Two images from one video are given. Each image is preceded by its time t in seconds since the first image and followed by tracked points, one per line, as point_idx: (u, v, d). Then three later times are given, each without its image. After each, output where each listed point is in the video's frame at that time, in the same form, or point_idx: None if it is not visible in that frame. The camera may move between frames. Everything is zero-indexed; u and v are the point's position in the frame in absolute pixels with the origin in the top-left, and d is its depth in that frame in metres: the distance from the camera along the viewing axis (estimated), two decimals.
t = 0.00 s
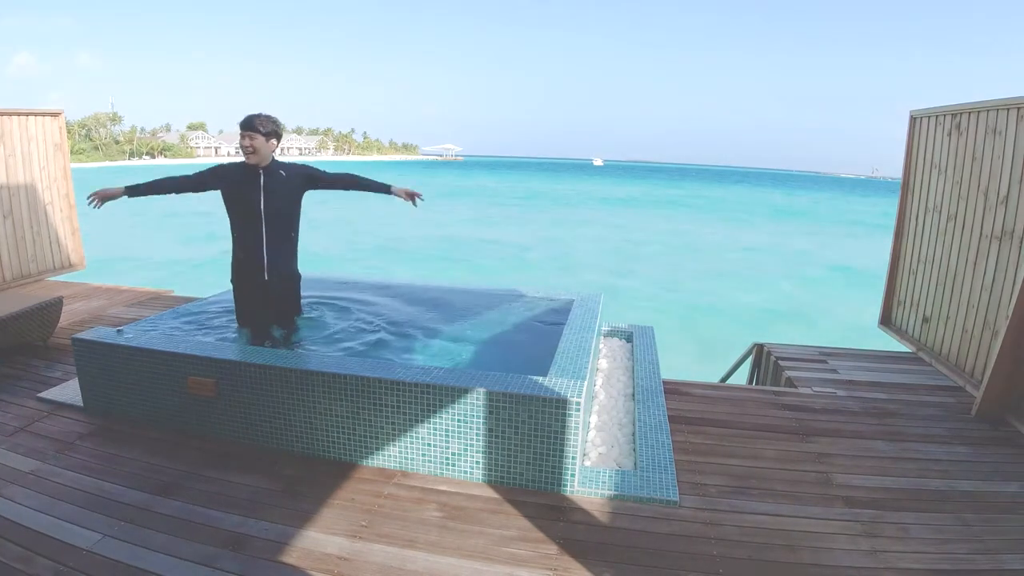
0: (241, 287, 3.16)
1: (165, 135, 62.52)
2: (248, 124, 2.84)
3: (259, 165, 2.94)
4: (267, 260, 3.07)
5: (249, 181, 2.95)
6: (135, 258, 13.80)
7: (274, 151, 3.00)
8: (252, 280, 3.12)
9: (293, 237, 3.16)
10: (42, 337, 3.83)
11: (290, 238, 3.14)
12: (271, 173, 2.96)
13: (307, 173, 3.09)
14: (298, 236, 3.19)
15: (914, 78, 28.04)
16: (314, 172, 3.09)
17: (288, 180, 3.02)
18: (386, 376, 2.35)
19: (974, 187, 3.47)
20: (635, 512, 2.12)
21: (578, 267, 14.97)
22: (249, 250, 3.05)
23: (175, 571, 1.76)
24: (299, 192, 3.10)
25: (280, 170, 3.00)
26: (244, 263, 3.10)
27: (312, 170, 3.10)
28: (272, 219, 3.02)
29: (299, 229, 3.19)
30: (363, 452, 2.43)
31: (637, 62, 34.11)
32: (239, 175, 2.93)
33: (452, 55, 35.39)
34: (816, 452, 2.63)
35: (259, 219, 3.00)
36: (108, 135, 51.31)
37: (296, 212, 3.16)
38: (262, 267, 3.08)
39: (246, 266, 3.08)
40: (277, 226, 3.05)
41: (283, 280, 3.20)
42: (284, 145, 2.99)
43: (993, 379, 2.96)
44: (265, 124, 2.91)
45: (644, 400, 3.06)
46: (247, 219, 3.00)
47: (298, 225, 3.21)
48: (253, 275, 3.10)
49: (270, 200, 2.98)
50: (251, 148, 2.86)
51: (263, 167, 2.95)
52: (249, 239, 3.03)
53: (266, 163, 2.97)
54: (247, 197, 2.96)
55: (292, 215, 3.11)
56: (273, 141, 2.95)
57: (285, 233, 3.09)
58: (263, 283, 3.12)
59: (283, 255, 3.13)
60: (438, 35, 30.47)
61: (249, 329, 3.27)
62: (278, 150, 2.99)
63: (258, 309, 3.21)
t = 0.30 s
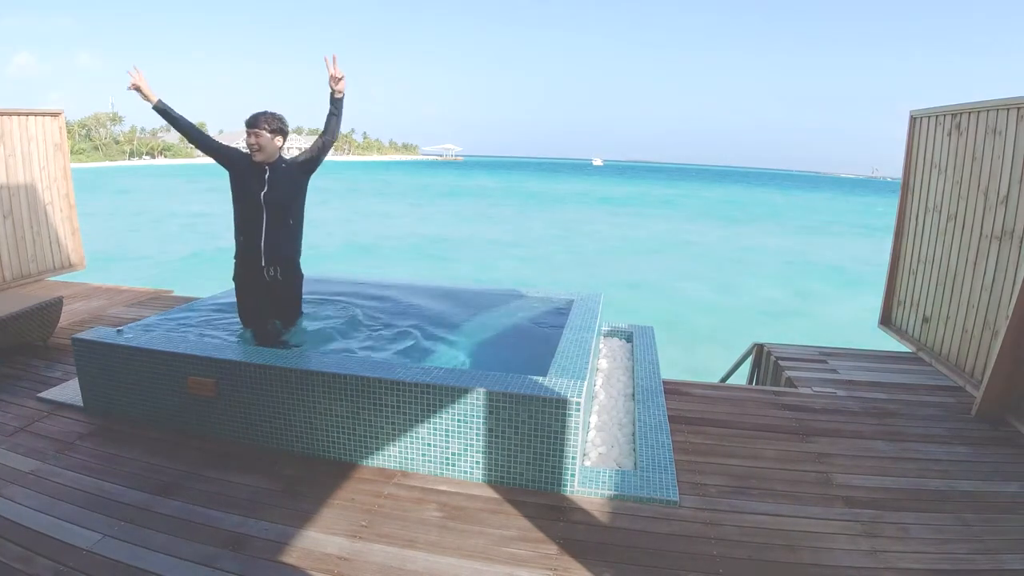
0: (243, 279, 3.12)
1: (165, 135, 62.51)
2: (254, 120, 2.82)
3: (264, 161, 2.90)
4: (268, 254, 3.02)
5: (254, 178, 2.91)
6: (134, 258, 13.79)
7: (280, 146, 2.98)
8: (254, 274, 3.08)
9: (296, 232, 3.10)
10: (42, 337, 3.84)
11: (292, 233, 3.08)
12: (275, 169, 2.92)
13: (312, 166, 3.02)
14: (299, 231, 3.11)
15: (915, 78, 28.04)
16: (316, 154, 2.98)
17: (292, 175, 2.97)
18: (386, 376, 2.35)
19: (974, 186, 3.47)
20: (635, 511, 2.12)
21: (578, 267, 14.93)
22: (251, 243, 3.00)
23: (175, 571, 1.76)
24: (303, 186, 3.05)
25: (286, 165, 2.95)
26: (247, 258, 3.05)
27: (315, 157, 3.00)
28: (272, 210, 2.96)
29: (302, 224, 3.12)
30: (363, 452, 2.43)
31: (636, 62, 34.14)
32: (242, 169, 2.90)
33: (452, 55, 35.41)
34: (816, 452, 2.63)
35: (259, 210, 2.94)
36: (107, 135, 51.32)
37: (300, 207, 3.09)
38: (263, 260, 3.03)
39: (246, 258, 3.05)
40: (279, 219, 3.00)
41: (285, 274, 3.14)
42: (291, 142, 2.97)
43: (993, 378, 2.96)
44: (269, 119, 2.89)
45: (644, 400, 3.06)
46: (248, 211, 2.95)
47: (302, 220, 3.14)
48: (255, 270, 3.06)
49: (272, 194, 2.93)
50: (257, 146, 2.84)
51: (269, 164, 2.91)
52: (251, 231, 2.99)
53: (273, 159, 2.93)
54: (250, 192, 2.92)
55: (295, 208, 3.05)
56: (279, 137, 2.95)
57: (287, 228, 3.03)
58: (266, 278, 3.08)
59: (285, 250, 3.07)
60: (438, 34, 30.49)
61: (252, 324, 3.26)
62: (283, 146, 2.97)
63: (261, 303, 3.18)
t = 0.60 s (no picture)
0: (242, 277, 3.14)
1: (164, 135, 62.45)
2: (255, 121, 2.83)
3: (265, 162, 2.91)
4: (267, 255, 3.02)
5: (254, 178, 2.91)
6: (134, 258, 13.77)
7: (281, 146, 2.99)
8: (253, 275, 3.09)
9: (295, 233, 3.08)
10: (42, 337, 3.84)
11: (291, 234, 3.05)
12: (275, 171, 2.92)
13: (311, 166, 2.99)
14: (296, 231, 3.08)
15: (914, 78, 28.05)
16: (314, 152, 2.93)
17: (292, 176, 2.96)
18: (386, 376, 2.35)
19: (974, 186, 3.47)
20: (635, 512, 2.12)
21: (579, 267, 14.92)
22: (250, 242, 3.01)
23: (175, 571, 1.76)
24: (304, 187, 3.03)
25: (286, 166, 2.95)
26: (248, 259, 3.06)
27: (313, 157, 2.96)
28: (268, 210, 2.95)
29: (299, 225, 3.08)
30: (363, 452, 2.43)
31: (636, 62, 34.15)
32: (239, 169, 2.91)
33: (452, 55, 35.41)
34: (816, 452, 2.63)
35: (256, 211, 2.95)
36: (107, 135, 51.28)
37: (300, 209, 3.08)
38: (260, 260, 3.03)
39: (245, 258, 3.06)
40: (278, 218, 2.99)
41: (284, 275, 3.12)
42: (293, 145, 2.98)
43: (993, 378, 2.96)
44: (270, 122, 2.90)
45: (644, 400, 3.06)
46: (247, 210, 2.96)
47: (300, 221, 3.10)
48: (254, 270, 3.07)
49: (270, 196, 2.92)
50: (258, 147, 2.85)
51: (270, 164, 2.92)
52: (250, 231, 2.99)
53: (272, 161, 2.93)
54: (250, 193, 2.93)
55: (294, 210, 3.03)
56: (280, 139, 2.96)
57: (286, 230, 3.02)
58: (264, 279, 3.08)
59: (282, 251, 3.05)
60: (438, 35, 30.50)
61: (252, 324, 3.26)
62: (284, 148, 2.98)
63: (261, 302, 3.18)
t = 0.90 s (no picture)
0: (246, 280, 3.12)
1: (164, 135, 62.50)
2: (251, 124, 2.83)
3: (264, 164, 2.92)
4: (272, 256, 3.01)
5: (255, 181, 2.92)
6: (133, 258, 13.79)
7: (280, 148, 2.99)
8: (258, 277, 3.07)
9: (300, 234, 3.05)
10: (42, 337, 3.84)
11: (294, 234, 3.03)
12: (275, 172, 2.93)
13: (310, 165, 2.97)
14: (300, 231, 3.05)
15: (914, 78, 28.10)
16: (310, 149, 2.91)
17: (293, 175, 2.95)
18: (386, 376, 2.35)
19: (974, 186, 3.47)
20: (635, 511, 2.12)
21: (578, 266, 14.95)
22: (252, 245, 3.01)
23: (175, 570, 1.76)
24: (305, 186, 3.01)
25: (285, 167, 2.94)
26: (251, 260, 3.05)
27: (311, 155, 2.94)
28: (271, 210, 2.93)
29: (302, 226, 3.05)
30: (363, 452, 2.44)
31: (636, 62, 34.20)
32: (239, 173, 2.92)
33: (451, 55, 35.45)
34: (816, 452, 2.63)
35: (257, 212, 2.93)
36: (107, 135, 51.33)
37: (303, 210, 3.06)
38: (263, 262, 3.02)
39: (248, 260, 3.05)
40: (281, 218, 2.97)
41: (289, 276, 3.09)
42: (292, 146, 2.97)
43: (993, 379, 2.96)
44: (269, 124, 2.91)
45: (644, 400, 3.06)
46: (250, 212, 2.95)
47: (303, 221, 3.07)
48: (258, 273, 3.05)
49: (272, 198, 2.92)
50: (256, 150, 2.85)
51: (269, 166, 2.93)
52: (255, 234, 2.99)
53: (271, 162, 2.94)
54: (250, 196, 2.92)
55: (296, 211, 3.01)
56: (278, 139, 2.96)
57: (288, 228, 3.00)
58: (268, 281, 3.07)
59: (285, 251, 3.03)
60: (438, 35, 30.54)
61: (254, 325, 3.24)
62: (282, 149, 2.98)
63: (262, 303, 3.15)
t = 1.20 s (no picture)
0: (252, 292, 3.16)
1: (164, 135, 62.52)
2: (250, 143, 2.82)
3: (265, 182, 2.91)
4: (275, 269, 3.05)
5: (255, 199, 2.91)
6: (133, 258, 13.81)
7: (280, 164, 2.97)
8: (263, 291, 3.10)
9: (301, 250, 3.05)
10: (42, 337, 3.84)
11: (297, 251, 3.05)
12: (275, 191, 2.91)
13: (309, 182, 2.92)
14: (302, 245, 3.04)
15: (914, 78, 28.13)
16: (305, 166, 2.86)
17: (292, 193, 2.92)
18: (386, 376, 2.35)
19: (974, 186, 3.47)
20: (634, 512, 2.12)
21: (578, 267, 14.95)
22: (256, 260, 3.04)
23: (174, 571, 1.76)
24: (306, 201, 2.97)
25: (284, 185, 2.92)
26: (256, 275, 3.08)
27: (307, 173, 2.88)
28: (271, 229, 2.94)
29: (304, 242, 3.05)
30: (363, 452, 2.43)
31: (636, 62, 34.23)
32: (240, 192, 2.92)
33: (452, 55, 35.43)
34: (816, 452, 2.63)
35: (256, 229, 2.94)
36: (107, 135, 51.34)
37: (305, 225, 3.04)
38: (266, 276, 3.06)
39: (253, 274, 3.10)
40: (282, 235, 2.97)
41: (292, 289, 3.12)
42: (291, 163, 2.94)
43: (993, 379, 2.96)
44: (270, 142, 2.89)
45: (644, 400, 3.06)
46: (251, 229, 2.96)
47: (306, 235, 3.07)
48: (263, 287, 3.10)
49: (270, 217, 2.91)
50: (256, 169, 2.86)
51: (269, 183, 2.91)
52: (258, 251, 3.01)
53: (272, 180, 2.93)
54: (251, 214, 2.92)
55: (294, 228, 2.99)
56: (278, 157, 2.93)
57: (289, 244, 3.00)
58: (274, 296, 3.11)
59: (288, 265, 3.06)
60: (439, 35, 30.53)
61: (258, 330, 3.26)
62: (281, 167, 2.95)
63: (263, 311, 3.18)
